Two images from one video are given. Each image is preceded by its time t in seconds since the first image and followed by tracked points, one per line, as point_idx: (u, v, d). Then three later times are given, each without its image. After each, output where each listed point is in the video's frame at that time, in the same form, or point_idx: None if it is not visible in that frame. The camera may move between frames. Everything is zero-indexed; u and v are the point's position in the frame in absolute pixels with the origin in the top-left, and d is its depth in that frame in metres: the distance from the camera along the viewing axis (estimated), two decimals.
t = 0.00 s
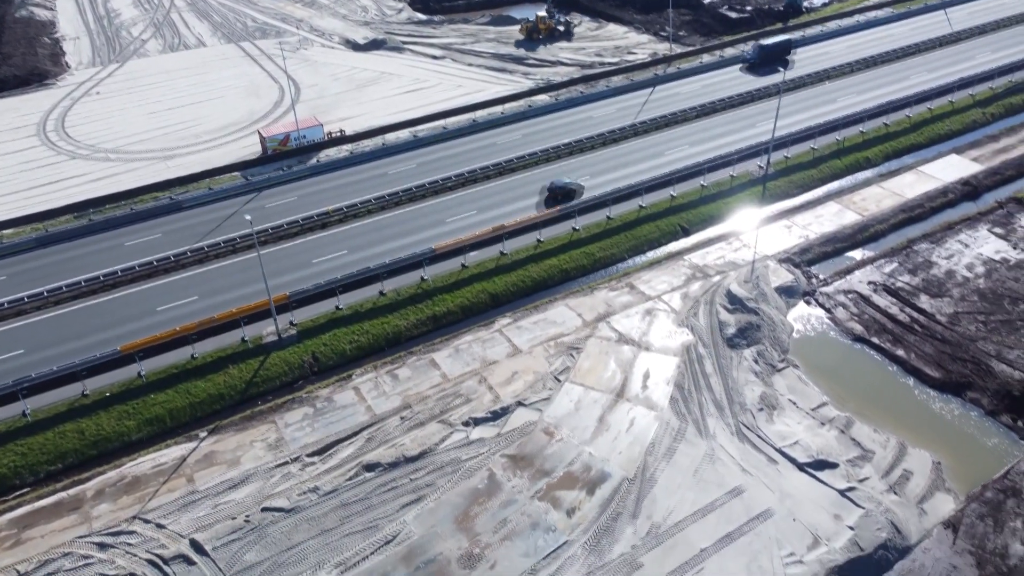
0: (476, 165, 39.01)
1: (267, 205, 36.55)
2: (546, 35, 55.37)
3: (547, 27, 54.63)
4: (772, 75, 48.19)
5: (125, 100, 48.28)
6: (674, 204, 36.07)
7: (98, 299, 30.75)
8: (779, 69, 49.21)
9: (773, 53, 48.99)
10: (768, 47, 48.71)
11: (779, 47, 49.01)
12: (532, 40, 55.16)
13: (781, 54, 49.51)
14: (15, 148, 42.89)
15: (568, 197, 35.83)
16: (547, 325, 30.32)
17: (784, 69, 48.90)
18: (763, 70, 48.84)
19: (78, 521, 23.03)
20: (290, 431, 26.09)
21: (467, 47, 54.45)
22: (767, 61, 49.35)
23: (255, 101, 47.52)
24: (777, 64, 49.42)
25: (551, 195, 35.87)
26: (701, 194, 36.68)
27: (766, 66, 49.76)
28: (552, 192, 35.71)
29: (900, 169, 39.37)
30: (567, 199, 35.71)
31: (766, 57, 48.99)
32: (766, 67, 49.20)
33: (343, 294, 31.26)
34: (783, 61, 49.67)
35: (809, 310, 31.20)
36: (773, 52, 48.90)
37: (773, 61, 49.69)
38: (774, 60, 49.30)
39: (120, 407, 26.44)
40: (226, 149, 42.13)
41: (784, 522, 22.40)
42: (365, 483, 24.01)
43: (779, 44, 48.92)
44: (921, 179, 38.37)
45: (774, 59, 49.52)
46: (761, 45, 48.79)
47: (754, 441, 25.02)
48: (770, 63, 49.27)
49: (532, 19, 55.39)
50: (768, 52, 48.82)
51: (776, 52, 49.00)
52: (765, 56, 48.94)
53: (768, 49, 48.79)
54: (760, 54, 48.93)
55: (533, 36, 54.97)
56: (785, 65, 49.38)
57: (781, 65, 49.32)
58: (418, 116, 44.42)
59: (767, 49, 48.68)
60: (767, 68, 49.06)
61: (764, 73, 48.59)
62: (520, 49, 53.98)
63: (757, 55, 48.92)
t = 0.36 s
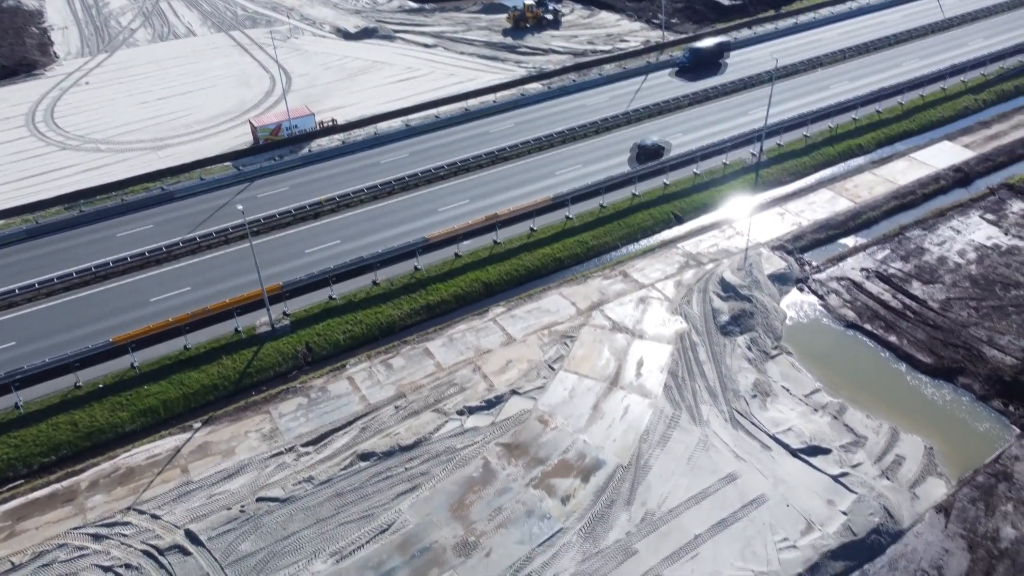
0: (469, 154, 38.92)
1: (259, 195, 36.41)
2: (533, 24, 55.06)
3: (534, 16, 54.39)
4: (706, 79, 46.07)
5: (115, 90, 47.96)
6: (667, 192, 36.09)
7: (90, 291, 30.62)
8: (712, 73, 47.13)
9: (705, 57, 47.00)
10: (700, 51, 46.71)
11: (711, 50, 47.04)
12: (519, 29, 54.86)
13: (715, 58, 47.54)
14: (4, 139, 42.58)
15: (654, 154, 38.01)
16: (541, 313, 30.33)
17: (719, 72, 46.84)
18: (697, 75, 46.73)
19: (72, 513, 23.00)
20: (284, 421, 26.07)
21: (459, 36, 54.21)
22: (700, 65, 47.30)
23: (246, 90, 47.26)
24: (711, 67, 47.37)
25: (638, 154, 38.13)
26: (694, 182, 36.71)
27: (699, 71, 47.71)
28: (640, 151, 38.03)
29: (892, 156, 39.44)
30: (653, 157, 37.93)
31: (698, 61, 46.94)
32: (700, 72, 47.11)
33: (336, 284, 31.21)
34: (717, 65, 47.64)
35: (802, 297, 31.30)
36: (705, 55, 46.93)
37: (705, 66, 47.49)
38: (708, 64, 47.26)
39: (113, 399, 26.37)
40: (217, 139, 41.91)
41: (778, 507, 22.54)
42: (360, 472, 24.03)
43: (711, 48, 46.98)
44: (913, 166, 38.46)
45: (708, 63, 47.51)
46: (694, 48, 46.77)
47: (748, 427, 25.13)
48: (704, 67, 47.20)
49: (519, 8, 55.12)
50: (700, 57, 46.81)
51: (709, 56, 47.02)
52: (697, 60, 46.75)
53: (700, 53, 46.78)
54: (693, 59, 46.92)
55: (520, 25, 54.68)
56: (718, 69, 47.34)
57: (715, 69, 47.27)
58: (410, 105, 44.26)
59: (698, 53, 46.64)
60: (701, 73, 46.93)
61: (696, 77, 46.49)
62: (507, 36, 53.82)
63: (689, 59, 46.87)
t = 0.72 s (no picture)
0: (462, 143, 38.84)
1: (251, 185, 36.29)
2: (521, 13, 54.67)
3: (521, 4, 53.99)
4: (631, 87, 43.80)
5: (105, 80, 47.63)
6: (660, 180, 36.11)
7: (82, 282, 30.50)
8: (639, 80, 44.80)
9: (633, 62, 44.63)
10: (626, 57, 44.27)
11: (638, 56, 44.60)
12: (506, 18, 54.46)
13: (643, 63, 45.17)
14: None
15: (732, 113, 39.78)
16: (534, 302, 30.35)
17: (645, 80, 44.55)
18: (622, 82, 44.40)
19: (67, 504, 22.98)
20: (279, 411, 26.07)
21: (451, 24, 53.96)
22: (627, 71, 44.89)
23: (237, 80, 46.99)
24: (637, 73, 45.05)
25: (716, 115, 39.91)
26: (687, 170, 36.74)
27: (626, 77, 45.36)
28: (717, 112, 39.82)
29: (885, 143, 39.51)
30: (731, 116, 39.61)
31: (624, 67, 44.54)
32: (625, 79, 44.75)
33: (330, 274, 31.17)
34: (644, 70, 45.30)
35: (795, 285, 31.39)
36: (632, 61, 44.53)
37: (633, 71, 45.07)
38: (634, 69, 44.91)
39: (106, 390, 26.31)
40: (208, 129, 41.71)
41: (771, 494, 22.67)
42: (354, 461, 24.07)
43: (638, 53, 44.54)
44: (905, 153, 38.52)
45: (635, 69, 45.14)
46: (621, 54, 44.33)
47: (741, 414, 25.24)
48: (630, 73, 44.86)
49: None
50: (627, 63, 44.38)
51: (636, 61, 44.63)
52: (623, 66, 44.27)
53: (627, 59, 44.33)
54: (618, 65, 44.47)
55: (507, 14, 54.28)
56: (646, 75, 45.03)
57: (642, 76, 44.92)
58: (403, 94, 44.09)
59: (624, 59, 44.19)
60: (626, 80, 44.62)
61: (622, 85, 44.17)
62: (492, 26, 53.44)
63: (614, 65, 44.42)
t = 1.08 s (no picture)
0: (454, 133, 38.74)
1: (243, 177, 36.15)
2: (509, 3, 54.33)
3: None
4: (548, 99, 41.87)
5: (94, 71, 47.28)
6: (653, 170, 36.11)
7: (73, 276, 30.37)
8: (559, 90, 42.83)
9: (554, 71, 42.53)
10: (547, 66, 42.11)
11: (560, 64, 42.43)
12: (494, 8, 54.09)
13: (565, 72, 43.04)
14: None
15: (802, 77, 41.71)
16: (528, 293, 30.36)
17: (564, 90, 42.58)
18: (541, 92, 42.44)
19: (62, 498, 22.96)
20: (273, 403, 26.05)
21: (443, 14, 53.69)
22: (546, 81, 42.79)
23: (227, 71, 46.70)
24: (558, 83, 43.02)
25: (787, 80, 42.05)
26: (680, 159, 36.75)
27: (546, 85, 43.35)
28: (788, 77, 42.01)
29: (877, 132, 39.57)
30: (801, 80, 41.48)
31: (544, 76, 42.42)
32: (545, 88, 42.76)
33: (323, 266, 31.12)
34: (566, 79, 43.21)
35: (787, 274, 31.47)
36: (552, 70, 42.42)
37: (554, 80, 42.95)
38: (555, 78, 42.85)
39: (99, 383, 26.25)
40: (199, 120, 41.48)
41: (764, 482, 22.82)
42: (349, 453, 24.09)
43: (561, 62, 42.37)
44: (897, 141, 38.60)
45: (556, 77, 43.00)
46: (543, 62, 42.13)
47: (735, 403, 25.36)
48: (550, 82, 42.83)
49: None
50: (547, 72, 42.26)
51: (557, 70, 42.51)
52: (541, 76, 42.18)
53: (548, 68, 42.18)
54: (537, 73, 42.33)
55: (494, 4, 53.90)
56: (567, 85, 43.01)
57: (563, 86, 42.84)
58: (395, 84, 43.91)
59: (544, 68, 42.02)
60: (545, 90, 42.62)
61: (539, 97, 42.22)
62: (480, 16, 53.06)
63: (534, 73, 42.30)
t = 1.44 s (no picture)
0: (447, 123, 38.62)
1: (235, 168, 36.00)
2: None
3: None
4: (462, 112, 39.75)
5: (84, 62, 46.92)
6: (646, 159, 36.10)
7: (66, 269, 30.23)
8: (475, 102, 40.69)
9: (470, 82, 40.43)
10: (461, 77, 39.98)
11: (476, 75, 40.39)
12: None
13: (481, 83, 41.00)
14: None
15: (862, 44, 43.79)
16: (523, 283, 30.37)
17: (480, 102, 40.49)
18: (454, 105, 40.28)
19: (57, 491, 22.93)
20: (268, 395, 26.04)
21: (435, 3, 53.43)
22: (461, 93, 40.67)
23: (218, 61, 46.41)
24: (473, 94, 40.93)
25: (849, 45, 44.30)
26: (673, 149, 36.74)
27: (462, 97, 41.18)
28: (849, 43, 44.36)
29: (869, 120, 39.61)
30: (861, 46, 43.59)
31: (459, 87, 40.32)
32: (459, 101, 40.64)
33: (316, 257, 31.06)
34: (481, 90, 41.16)
35: (781, 262, 31.54)
36: (467, 81, 40.31)
37: (470, 92, 40.86)
38: (470, 90, 40.77)
39: (93, 376, 26.18)
40: (191, 111, 41.25)
41: (758, 469, 22.94)
42: (345, 444, 24.12)
43: (476, 73, 40.30)
44: (890, 129, 38.65)
45: (472, 89, 40.94)
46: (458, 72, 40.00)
47: (729, 391, 25.46)
48: (464, 93, 40.73)
49: None
50: (462, 84, 40.15)
51: (472, 82, 40.43)
52: (456, 87, 40.08)
53: (461, 80, 40.07)
54: (452, 85, 40.21)
55: None
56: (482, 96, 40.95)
57: (479, 97, 40.75)
58: (387, 74, 43.71)
59: (459, 79, 39.92)
60: (459, 102, 40.49)
61: (454, 109, 40.01)
62: (470, 6, 52.79)
63: (447, 86, 40.15)
